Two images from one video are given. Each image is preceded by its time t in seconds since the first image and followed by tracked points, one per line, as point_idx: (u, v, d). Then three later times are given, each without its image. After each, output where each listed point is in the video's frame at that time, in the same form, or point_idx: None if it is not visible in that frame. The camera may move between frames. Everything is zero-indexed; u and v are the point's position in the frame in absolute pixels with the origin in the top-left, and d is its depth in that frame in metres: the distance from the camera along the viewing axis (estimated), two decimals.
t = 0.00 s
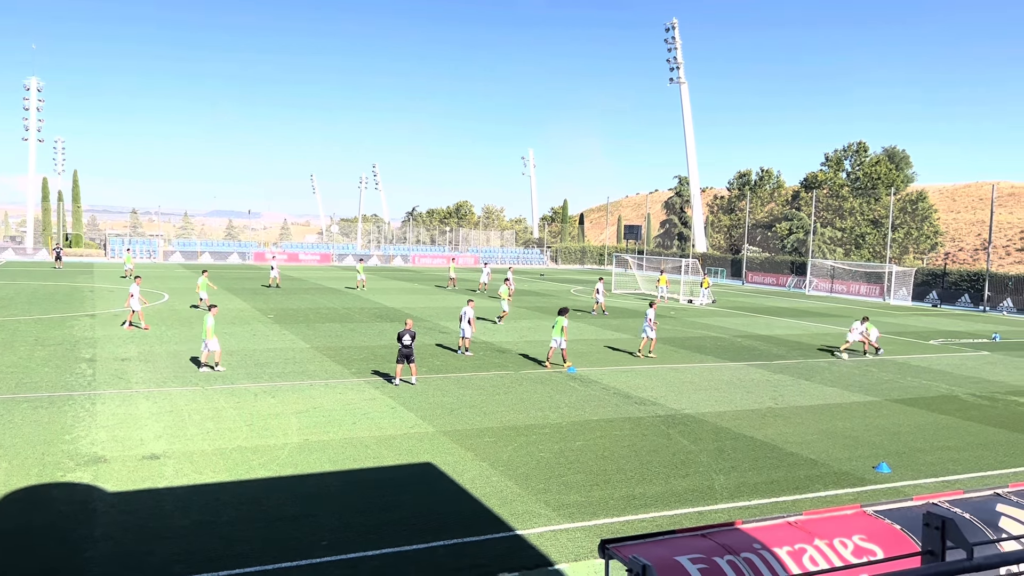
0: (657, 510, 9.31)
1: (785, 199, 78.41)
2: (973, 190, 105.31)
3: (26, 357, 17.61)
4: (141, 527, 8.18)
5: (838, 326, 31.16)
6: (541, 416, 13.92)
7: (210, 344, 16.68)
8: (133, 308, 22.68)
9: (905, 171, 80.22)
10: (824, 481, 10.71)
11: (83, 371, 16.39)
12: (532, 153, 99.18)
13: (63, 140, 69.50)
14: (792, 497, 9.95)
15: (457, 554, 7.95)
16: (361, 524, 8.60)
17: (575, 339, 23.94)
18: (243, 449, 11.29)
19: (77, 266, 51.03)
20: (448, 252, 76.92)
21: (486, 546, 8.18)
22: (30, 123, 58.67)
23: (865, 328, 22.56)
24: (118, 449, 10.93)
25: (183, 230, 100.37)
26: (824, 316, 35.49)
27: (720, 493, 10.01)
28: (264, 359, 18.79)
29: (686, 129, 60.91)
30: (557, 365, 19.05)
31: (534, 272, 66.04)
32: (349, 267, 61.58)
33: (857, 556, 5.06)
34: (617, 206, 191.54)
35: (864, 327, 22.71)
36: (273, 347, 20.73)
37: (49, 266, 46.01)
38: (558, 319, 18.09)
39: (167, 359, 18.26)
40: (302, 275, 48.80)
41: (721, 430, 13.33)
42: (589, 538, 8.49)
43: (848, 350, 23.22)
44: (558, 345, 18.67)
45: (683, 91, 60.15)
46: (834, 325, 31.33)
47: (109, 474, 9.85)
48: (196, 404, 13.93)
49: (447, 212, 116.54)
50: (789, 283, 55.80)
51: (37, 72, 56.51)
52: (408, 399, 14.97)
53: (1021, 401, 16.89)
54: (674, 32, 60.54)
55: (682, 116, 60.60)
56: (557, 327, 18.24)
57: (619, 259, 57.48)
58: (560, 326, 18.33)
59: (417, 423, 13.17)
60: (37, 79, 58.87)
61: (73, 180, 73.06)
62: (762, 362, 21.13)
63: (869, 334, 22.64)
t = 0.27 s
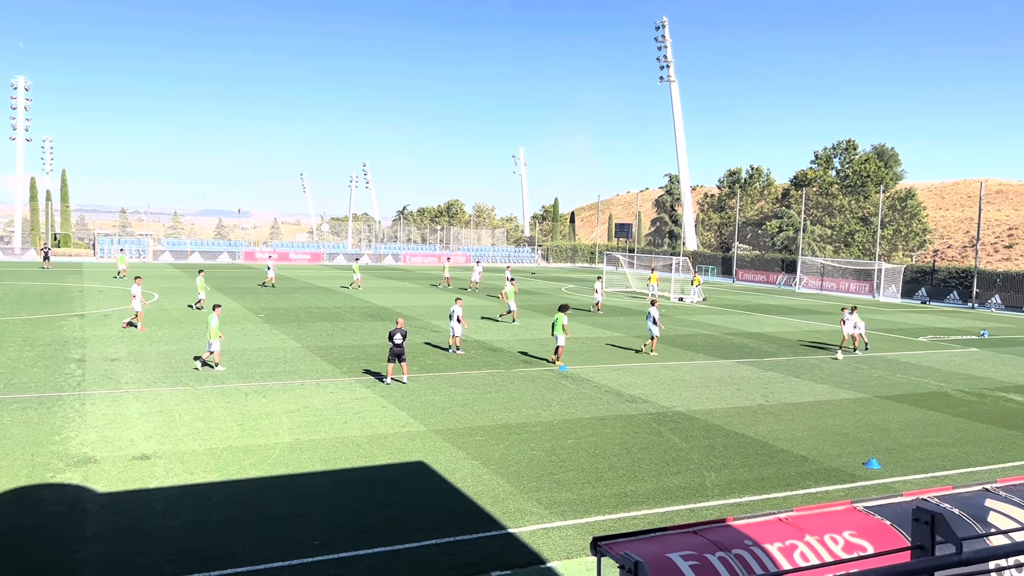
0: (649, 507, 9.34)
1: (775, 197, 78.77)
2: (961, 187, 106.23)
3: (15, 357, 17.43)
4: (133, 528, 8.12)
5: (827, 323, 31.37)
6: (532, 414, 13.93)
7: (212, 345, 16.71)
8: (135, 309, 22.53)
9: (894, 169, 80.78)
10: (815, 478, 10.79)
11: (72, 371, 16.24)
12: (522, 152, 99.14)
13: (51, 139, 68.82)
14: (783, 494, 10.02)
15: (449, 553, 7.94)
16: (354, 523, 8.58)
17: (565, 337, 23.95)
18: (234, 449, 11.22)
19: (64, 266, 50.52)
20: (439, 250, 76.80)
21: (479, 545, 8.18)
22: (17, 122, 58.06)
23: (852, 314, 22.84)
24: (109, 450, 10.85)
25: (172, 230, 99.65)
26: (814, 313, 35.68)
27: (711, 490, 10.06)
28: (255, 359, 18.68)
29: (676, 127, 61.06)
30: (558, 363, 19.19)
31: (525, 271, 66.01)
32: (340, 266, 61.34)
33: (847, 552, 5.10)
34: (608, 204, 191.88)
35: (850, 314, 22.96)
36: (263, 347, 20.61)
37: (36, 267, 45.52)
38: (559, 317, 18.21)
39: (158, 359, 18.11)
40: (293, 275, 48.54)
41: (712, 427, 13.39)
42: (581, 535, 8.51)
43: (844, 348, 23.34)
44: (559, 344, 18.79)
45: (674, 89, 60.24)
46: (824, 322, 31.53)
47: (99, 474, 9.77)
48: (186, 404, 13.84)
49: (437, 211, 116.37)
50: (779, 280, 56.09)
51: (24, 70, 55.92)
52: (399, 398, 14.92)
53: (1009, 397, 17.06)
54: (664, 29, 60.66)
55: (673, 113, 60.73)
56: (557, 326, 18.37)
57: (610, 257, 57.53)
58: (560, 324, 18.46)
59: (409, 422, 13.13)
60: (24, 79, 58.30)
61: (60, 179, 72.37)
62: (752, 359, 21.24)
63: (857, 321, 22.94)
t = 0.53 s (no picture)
0: (644, 506, 9.36)
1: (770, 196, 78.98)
2: (954, 186, 106.70)
3: (9, 358, 17.34)
4: (127, 529, 8.08)
5: (821, 321, 31.50)
6: (528, 413, 13.94)
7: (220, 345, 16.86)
8: (142, 310, 22.52)
9: (888, 167, 81.09)
10: (809, 476, 10.83)
11: (66, 372, 16.16)
12: (517, 152, 99.06)
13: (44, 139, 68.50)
14: (778, 492, 10.04)
15: (444, 553, 7.92)
16: (349, 523, 8.56)
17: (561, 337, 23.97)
18: (229, 449, 11.18)
19: (58, 266, 50.24)
20: (434, 250, 76.68)
21: (474, 544, 8.18)
22: (10, 122, 57.78)
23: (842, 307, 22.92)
24: (103, 451, 10.80)
25: (166, 230, 99.30)
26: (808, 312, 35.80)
27: (706, 488, 10.07)
28: (249, 359, 18.63)
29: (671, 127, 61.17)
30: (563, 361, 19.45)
31: (520, 270, 65.97)
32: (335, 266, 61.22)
33: (841, 549, 5.11)
34: (603, 203, 191.99)
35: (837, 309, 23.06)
36: (258, 347, 20.57)
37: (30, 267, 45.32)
38: (563, 317, 18.45)
39: (153, 359, 18.06)
40: (287, 275, 48.43)
41: (707, 426, 13.41)
42: (576, 534, 8.51)
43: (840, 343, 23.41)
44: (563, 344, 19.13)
45: (668, 88, 60.36)
46: (817, 321, 31.66)
47: (93, 475, 9.73)
48: (181, 404, 13.79)
49: (432, 210, 116.23)
50: (773, 279, 56.25)
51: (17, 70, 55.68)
52: (395, 398, 14.90)
53: (1002, 394, 17.14)
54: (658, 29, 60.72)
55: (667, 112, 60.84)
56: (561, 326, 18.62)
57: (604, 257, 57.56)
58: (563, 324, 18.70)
59: (404, 422, 13.11)
60: (17, 78, 58.04)
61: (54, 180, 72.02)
62: (747, 358, 21.30)
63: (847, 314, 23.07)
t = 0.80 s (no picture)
0: (644, 505, 9.35)
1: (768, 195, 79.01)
2: (952, 184, 106.85)
3: (6, 360, 17.30)
4: (125, 530, 8.07)
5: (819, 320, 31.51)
6: (526, 413, 13.93)
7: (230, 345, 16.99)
8: (149, 311, 22.48)
9: (885, 166, 81.18)
10: (808, 475, 10.83)
11: (64, 373, 16.13)
12: (515, 152, 99.04)
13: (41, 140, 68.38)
14: (777, 490, 10.05)
15: (443, 553, 7.92)
16: (348, 524, 8.55)
17: (560, 336, 23.96)
18: (228, 450, 11.17)
19: (55, 268, 50.12)
20: (432, 250, 76.61)
21: (473, 544, 8.18)
22: (7, 124, 57.63)
23: (837, 306, 22.89)
24: (102, 452, 10.78)
25: (163, 231, 99.09)
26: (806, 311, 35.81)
27: (705, 488, 10.07)
28: (247, 360, 18.60)
29: (668, 126, 61.17)
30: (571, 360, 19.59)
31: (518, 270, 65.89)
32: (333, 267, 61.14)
33: (840, 549, 5.12)
34: (601, 203, 191.96)
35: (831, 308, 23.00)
36: (257, 347, 20.53)
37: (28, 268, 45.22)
38: (569, 315, 18.55)
39: (151, 360, 18.03)
40: (285, 275, 48.39)
41: (705, 425, 13.42)
42: (575, 534, 8.50)
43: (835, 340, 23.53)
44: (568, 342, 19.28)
45: (665, 88, 60.38)
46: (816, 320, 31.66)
47: (92, 477, 9.71)
48: (179, 405, 13.77)
49: (429, 210, 116.19)
50: (771, 278, 56.27)
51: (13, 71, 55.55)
52: (393, 398, 14.89)
53: (1000, 392, 17.16)
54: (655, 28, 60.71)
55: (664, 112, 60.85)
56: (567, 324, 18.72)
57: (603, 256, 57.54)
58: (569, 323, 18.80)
59: (403, 422, 13.10)
60: (14, 79, 57.93)
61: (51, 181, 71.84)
62: (745, 357, 21.30)
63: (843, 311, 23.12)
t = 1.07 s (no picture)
0: (645, 505, 9.35)
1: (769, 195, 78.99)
2: (953, 183, 106.79)
3: (8, 361, 17.33)
4: (127, 531, 8.08)
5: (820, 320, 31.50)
6: (528, 413, 13.94)
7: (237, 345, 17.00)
8: (159, 311, 22.47)
9: (886, 165, 81.13)
10: (810, 474, 10.83)
11: (66, 375, 16.15)
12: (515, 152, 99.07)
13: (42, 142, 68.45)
14: (778, 490, 10.05)
15: (444, 553, 7.92)
16: (351, 524, 8.56)
17: (560, 336, 23.96)
18: (229, 451, 11.18)
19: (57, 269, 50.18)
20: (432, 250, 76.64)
21: (475, 544, 8.18)
22: (9, 126, 57.70)
23: (836, 305, 22.95)
24: (103, 453, 10.79)
25: (164, 233, 99.14)
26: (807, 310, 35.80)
27: (706, 487, 10.07)
28: (248, 361, 18.61)
29: (669, 126, 61.15)
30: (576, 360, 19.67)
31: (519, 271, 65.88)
32: (333, 267, 61.16)
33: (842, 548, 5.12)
34: (601, 203, 191.91)
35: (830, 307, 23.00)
36: (258, 348, 20.55)
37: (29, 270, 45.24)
38: (576, 315, 18.60)
39: (152, 361, 18.06)
40: (286, 276, 48.41)
41: (706, 425, 13.42)
42: (577, 534, 8.50)
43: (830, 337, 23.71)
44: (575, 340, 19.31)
45: (666, 88, 60.36)
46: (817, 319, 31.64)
47: (93, 478, 9.71)
48: (180, 407, 13.78)
49: (430, 211, 116.24)
50: (773, 278, 56.24)
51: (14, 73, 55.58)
52: (395, 399, 14.90)
53: (1002, 391, 17.15)
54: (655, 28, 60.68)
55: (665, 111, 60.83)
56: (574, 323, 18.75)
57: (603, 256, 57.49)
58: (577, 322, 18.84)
59: (404, 422, 13.11)
60: (15, 81, 58.01)
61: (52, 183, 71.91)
62: (747, 356, 21.29)
63: (840, 310, 23.26)
